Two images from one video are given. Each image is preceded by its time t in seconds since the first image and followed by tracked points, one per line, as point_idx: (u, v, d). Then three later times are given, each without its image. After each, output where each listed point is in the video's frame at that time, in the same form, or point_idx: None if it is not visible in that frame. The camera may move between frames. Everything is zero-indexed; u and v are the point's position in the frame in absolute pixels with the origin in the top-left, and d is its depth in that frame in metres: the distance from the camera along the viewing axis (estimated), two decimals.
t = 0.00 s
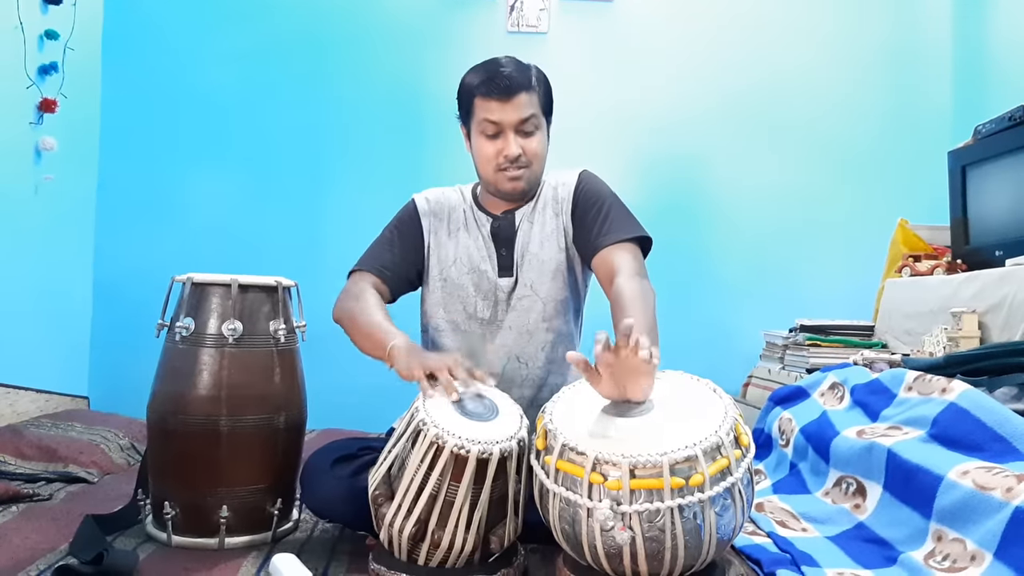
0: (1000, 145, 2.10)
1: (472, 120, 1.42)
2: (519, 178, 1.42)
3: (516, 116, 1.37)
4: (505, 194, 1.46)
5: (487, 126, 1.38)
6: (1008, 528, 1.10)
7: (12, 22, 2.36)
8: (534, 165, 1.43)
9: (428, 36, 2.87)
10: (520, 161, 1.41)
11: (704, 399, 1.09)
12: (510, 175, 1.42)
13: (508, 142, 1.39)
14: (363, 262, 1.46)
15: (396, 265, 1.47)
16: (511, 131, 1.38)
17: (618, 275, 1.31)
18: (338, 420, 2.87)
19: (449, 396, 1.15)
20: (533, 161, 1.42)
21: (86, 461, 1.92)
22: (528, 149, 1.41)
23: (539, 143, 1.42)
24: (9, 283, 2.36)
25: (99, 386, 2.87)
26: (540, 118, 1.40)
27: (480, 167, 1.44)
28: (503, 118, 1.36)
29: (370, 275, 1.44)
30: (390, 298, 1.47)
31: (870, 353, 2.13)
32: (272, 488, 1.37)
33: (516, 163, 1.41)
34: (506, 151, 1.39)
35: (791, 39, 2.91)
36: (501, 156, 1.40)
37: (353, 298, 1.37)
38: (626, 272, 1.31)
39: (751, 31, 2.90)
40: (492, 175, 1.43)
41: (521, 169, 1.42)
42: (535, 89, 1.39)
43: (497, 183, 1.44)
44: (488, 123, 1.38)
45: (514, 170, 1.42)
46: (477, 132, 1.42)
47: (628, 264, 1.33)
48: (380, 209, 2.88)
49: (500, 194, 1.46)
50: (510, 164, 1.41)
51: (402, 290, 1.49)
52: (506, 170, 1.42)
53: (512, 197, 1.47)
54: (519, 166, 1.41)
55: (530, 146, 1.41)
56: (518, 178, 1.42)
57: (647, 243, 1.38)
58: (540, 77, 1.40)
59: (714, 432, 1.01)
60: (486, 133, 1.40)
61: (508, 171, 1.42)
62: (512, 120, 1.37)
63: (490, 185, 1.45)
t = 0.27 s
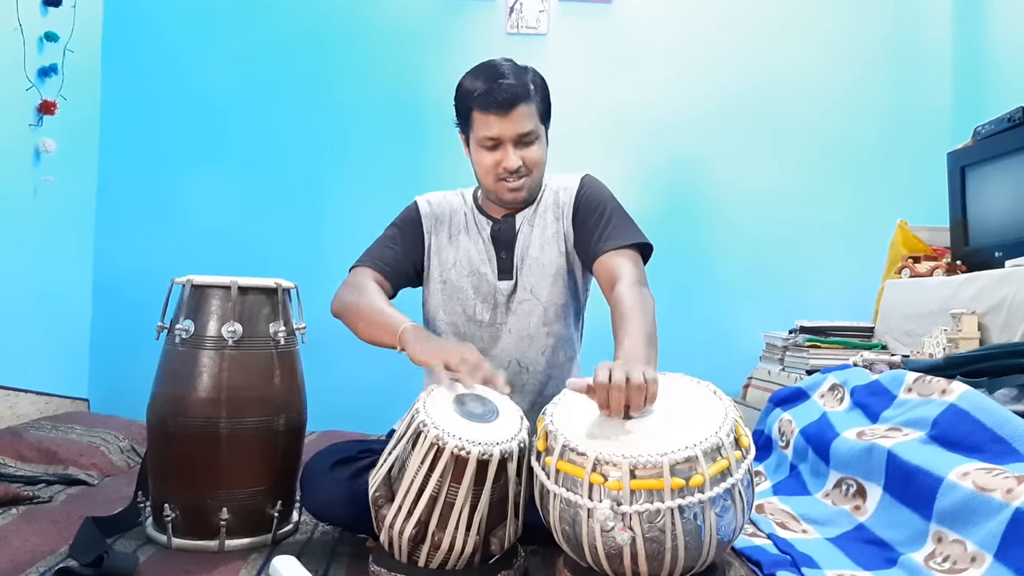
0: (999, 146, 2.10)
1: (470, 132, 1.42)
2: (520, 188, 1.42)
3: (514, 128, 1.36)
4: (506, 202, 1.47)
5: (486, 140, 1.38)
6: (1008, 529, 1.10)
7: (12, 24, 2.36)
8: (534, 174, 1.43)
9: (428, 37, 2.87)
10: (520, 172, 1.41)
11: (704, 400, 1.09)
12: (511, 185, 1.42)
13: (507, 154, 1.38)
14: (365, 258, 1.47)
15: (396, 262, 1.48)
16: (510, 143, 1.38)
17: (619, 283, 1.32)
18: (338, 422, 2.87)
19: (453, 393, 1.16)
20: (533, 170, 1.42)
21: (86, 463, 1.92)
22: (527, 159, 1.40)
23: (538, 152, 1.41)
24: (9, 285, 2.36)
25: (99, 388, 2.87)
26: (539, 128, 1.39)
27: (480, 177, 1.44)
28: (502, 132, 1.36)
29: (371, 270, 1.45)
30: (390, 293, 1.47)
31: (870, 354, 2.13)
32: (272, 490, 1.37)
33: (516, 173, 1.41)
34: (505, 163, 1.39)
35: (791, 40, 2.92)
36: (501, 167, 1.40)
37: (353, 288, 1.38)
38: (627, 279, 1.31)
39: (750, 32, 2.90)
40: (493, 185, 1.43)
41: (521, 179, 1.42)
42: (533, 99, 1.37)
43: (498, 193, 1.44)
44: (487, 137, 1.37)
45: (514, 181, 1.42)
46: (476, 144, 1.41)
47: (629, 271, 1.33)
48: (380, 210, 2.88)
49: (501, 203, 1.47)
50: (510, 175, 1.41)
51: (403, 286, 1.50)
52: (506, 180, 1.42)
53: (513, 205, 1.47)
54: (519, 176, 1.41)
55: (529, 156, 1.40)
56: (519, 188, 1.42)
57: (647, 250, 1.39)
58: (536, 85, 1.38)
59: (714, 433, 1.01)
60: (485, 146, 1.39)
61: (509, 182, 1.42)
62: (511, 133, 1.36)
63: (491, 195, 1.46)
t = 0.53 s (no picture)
0: (998, 147, 2.10)
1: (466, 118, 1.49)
2: (508, 166, 1.44)
3: (507, 105, 1.43)
4: (493, 186, 1.47)
5: (478, 114, 1.44)
6: (1008, 530, 1.10)
7: (12, 24, 2.36)
8: (523, 156, 1.45)
9: (427, 38, 2.87)
10: (508, 148, 1.44)
11: (705, 400, 1.09)
12: (498, 162, 1.44)
13: (498, 129, 1.43)
14: (363, 272, 1.45)
15: (395, 275, 1.46)
16: (500, 118, 1.43)
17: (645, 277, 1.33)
18: (338, 423, 2.87)
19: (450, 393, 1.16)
20: (522, 151, 1.44)
21: (85, 464, 1.92)
22: (517, 138, 1.44)
23: (530, 134, 1.45)
24: (8, 285, 2.36)
25: (99, 389, 2.87)
26: (531, 112, 1.45)
27: (470, 158, 1.47)
28: (494, 105, 1.42)
29: (371, 286, 1.43)
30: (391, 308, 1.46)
31: (870, 354, 2.13)
32: (271, 490, 1.37)
33: (504, 149, 1.44)
34: (495, 137, 1.43)
35: (791, 40, 2.92)
36: (490, 143, 1.44)
37: (355, 306, 1.36)
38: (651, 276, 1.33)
39: (750, 32, 2.91)
40: (481, 163, 1.45)
41: (510, 158, 1.44)
42: (529, 86, 1.46)
43: (485, 173, 1.46)
44: (480, 112, 1.44)
45: (502, 158, 1.44)
46: (470, 124, 1.46)
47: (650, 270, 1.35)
48: (380, 211, 2.88)
49: (488, 185, 1.47)
50: (498, 151, 1.44)
51: (403, 298, 1.49)
52: (494, 156, 1.44)
53: (500, 191, 1.48)
54: (507, 153, 1.44)
55: (520, 136, 1.44)
56: (506, 166, 1.44)
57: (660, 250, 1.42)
58: (535, 80, 1.48)
59: (714, 433, 1.01)
60: (477, 122, 1.45)
61: (497, 158, 1.44)
62: (503, 108, 1.43)
63: (479, 176, 1.47)
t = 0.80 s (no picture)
0: (998, 148, 2.10)
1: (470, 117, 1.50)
2: (513, 162, 1.44)
3: (511, 101, 1.44)
4: (498, 183, 1.46)
5: (482, 111, 1.45)
6: (1008, 531, 1.10)
7: (12, 25, 2.36)
8: (528, 153, 1.45)
9: (427, 39, 2.87)
10: (513, 143, 1.44)
11: (705, 401, 1.09)
12: (503, 158, 1.44)
13: (502, 125, 1.44)
14: (364, 266, 1.44)
15: (396, 271, 1.46)
16: (505, 115, 1.44)
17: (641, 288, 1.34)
18: (338, 424, 2.86)
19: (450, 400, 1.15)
20: (528, 147, 1.45)
21: (85, 465, 1.92)
22: (522, 134, 1.44)
23: (535, 131, 1.45)
24: (8, 286, 2.36)
25: (99, 390, 2.86)
26: (535, 109, 1.46)
27: (475, 156, 1.47)
28: (498, 101, 1.44)
29: (371, 280, 1.42)
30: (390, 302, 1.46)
31: (870, 355, 2.13)
32: (271, 491, 1.37)
33: (509, 145, 1.44)
34: (500, 133, 1.43)
35: (791, 41, 2.92)
36: (495, 139, 1.44)
37: (355, 304, 1.36)
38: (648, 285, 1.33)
39: (750, 33, 2.91)
40: (486, 160, 1.45)
41: (515, 154, 1.44)
42: (533, 84, 1.47)
43: (490, 169, 1.45)
44: (484, 109, 1.45)
45: (507, 153, 1.44)
46: (474, 122, 1.47)
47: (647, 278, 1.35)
48: (380, 212, 2.88)
49: (493, 183, 1.46)
50: (503, 146, 1.44)
51: (402, 293, 1.48)
52: (499, 153, 1.44)
53: (505, 188, 1.47)
54: (512, 149, 1.44)
55: (525, 133, 1.45)
56: (511, 162, 1.44)
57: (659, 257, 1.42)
58: (539, 80, 1.50)
59: (714, 434, 1.01)
60: (482, 119, 1.46)
61: (502, 154, 1.44)
62: (507, 104, 1.44)
63: (484, 173, 1.47)
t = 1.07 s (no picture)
0: (998, 148, 2.10)
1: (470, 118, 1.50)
2: (513, 165, 1.44)
3: (511, 104, 1.44)
4: (497, 186, 1.47)
5: (483, 113, 1.45)
6: (1008, 531, 1.10)
7: (12, 26, 2.37)
8: (528, 156, 1.46)
9: (428, 40, 2.87)
10: (513, 147, 1.44)
11: (705, 402, 1.09)
12: (503, 160, 1.44)
13: (503, 127, 1.44)
14: (361, 270, 1.45)
15: (392, 272, 1.46)
16: (506, 117, 1.44)
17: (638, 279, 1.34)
18: (338, 424, 2.86)
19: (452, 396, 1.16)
20: (527, 150, 1.45)
21: (85, 465, 1.92)
22: (522, 137, 1.45)
23: (535, 134, 1.46)
24: (8, 286, 2.36)
25: (99, 390, 2.87)
26: (535, 112, 1.46)
27: (475, 158, 1.48)
28: (499, 103, 1.44)
29: (368, 283, 1.43)
30: (390, 304, 1.46)
31: (870, 355, 2.13)
32: (272, 491, 1.37)
33: (509, 148, 1.44)
34: (500, 136, 1.44)
35: (791, 41, 2.92)
36: (495, 142, 1.44)
37: (352, 306, 1.37)
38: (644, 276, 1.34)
39: (750, 34, 2.91)
40: (485, 163, 1.46)
41: (515, 156, 1.45)
42: (532, 86, 1.47)
43: (490, 171, 1.46)
44: (484, 111, 1.45)
45: (507, 156, 1.44)
46: (474, 124, 1.47)
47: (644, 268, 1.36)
48: (380, 212, 2.88)
49: (493, 185, 1.47)
50: (503, 149, 1.44)
51: (401, 295, 1.49)
52: (499, 155, 1.44)
53: (505, 190, 1.48)
54: (512, 152, 1.44)
55: (525, 135, 1.45)
56: (511, 165, 1.44)
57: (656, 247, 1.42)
58: (538, 81, 1.50)
59: (714, 434, 1.01)
60: (482, 122, 1.46)
61: (502, 157, 1.44)
62: (508, 107, 1.44)
63: (483, 176, 1.47)
